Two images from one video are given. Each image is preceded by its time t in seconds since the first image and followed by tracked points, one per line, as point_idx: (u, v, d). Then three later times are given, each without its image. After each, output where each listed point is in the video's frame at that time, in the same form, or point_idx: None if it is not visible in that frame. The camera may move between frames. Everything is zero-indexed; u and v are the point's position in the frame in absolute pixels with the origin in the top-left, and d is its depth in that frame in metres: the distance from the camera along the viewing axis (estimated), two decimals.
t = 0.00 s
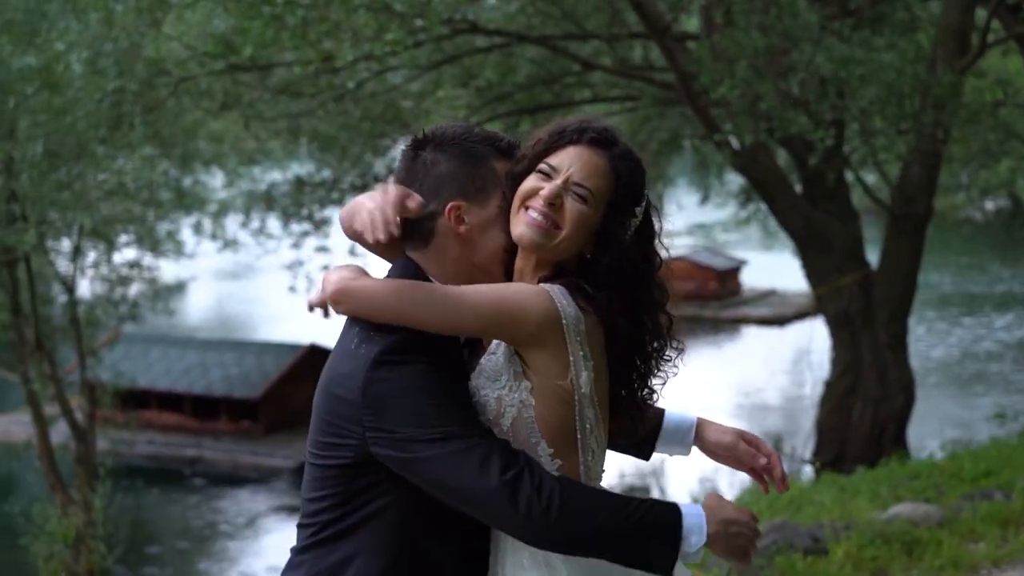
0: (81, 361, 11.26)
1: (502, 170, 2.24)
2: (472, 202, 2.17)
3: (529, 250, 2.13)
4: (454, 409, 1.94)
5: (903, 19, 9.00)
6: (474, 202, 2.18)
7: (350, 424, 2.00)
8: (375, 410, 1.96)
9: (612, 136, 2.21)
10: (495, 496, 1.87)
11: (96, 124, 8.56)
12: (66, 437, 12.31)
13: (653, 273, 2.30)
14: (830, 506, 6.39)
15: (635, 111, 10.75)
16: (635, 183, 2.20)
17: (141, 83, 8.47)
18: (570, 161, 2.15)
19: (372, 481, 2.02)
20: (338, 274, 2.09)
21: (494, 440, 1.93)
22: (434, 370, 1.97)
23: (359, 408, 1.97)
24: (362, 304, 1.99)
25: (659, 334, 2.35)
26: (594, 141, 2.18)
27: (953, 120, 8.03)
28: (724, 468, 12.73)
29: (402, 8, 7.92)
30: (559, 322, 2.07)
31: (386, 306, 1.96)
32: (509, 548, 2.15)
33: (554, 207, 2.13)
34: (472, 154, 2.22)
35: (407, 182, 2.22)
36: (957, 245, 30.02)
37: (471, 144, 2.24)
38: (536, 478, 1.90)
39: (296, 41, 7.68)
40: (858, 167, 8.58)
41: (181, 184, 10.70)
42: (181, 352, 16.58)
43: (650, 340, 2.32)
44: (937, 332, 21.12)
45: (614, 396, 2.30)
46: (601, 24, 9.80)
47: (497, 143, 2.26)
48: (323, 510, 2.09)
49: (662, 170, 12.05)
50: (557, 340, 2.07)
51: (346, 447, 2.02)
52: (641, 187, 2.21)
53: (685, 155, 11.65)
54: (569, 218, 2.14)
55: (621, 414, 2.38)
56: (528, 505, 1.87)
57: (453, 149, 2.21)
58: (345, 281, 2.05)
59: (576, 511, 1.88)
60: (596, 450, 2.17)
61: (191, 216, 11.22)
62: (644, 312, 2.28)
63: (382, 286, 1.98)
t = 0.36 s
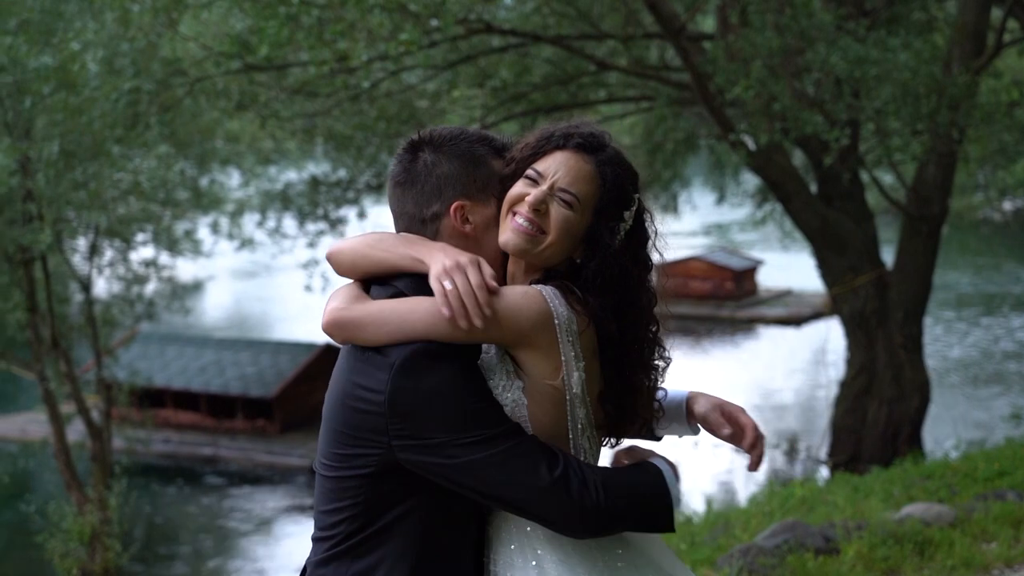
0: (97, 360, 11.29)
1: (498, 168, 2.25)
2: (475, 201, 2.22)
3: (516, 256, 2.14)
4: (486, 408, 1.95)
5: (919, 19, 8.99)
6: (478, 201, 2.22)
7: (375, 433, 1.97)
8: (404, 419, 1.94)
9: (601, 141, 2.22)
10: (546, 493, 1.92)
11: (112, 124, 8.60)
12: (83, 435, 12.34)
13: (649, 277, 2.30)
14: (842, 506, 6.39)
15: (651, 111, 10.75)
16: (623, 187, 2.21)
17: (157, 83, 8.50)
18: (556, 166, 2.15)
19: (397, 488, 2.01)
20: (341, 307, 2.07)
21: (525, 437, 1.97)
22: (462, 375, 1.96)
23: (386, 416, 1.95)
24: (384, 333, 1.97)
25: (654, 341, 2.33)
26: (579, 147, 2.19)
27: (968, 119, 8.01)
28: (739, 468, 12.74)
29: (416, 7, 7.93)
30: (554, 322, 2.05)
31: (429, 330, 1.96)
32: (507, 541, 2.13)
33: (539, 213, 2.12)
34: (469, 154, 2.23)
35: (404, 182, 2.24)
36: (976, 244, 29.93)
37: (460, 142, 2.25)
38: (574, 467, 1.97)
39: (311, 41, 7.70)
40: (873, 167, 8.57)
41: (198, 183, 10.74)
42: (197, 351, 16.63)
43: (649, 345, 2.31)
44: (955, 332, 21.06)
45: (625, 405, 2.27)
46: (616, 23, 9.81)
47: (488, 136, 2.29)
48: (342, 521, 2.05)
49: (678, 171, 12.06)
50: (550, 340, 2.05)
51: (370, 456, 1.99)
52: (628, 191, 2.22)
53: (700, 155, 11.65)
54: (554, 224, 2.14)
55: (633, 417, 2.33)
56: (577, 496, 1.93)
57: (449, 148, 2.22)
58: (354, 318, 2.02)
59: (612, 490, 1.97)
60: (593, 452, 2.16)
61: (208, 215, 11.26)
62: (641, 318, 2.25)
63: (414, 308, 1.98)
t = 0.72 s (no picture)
0: (114, 359, 11.32)
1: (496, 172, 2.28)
2: (477, 204, 2.25)
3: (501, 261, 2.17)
4: (493, 407, 2.00)
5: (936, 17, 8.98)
6: (479, 203, 2.26)
7: (380, 436, 2.00)
8: (411, 421, 1.98)
9: (595, 148, 2.24)
10: (557, 491, 2.01)
11: (128, 123, 8.62)
12: (100, 434, 12.37)
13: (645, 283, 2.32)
14: (855, 506, 6.38)
15: (667, 111, 10.75)
16: (613, 194, 2.23)
17: (173, 82, 8.52)
18: (544, 174, 2.17)
19: (402, 492, 2.04)
20: (342, 313, 2.09)
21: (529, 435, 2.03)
22: (468, 373, 1.99)
23: (393, 418, 1.99)
24: (392, 339, 2.00)
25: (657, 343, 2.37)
26: (569, 154, 2.21)
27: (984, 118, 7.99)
28: (755, 468, 12.73)
29: (432, 7, 7.93)
30: (560, 316, 2.09)
31: (446, 333, 1.99)
32: (504, 545, 2.13)
33: (525, 220, 2.15)
34: (469, 161, 2.26)
35: (403, 184, 2.25)
36: (996, 244, 29.83)
37: (460, 147, 2.28)
38: (576, 467, 2.06)
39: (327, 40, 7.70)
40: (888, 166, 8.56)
41: (216, 182, 10.77)
42: (214, 350, 16.66)
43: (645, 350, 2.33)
44: (973, 332, 21.00)
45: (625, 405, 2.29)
46: (632, 22, 9.81)
47: (489, 143, 2.31)
48: (346, 526, 2.08)
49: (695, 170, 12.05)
50: (555, 335, 2.09)
51: (376, 460, 2.02)
52: (619, 199, 2.24)
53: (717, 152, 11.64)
54: (540, 230, 2.17)
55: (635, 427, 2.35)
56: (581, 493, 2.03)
57: (450, 152, 2.26)
58: (354, 322, 2.03)
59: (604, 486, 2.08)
60: (588, 452, 2.18)
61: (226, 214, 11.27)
62: (642, 319, 2.30)
63: (423, 313, 2.01)
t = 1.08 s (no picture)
0: (134, 358, 11.35)
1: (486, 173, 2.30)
2: (470, 203, 2.29)
3: (481, 257, 2.21)
4: (492, 402, 2.05)
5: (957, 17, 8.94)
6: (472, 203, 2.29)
7: (383, 436, 2.04)
8: (412, 417, 2.02)
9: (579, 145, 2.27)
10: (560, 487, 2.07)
11: (148, 123, 8.64)
12: (120, 433, 12.40)
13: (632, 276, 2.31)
14: (871, 506, 6.37)
15: (686, 111, 10.74)
16: (594, 187, 2.23)
17: (192, 82, 8.54)
18: (521, 169, 2.21)
19: (407, 493, 2.09)
20: (338, 313, 2.13)
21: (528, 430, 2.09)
22: (465, 366, 2.04)
23: (395, 417, 2.03)
24: (388, 339, 2.04)
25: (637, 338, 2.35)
26: (547, 148, 2.24)
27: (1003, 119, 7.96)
28: (774, 469, 12.73)
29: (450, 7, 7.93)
30: (551, 309, 2.12)
31: (440, 328, 2.03)
32: (494, 542, 2.17)
33: (503, 212, 2.20)
34: (461, 161, 2.30)
35: (396, 183, 2.29)
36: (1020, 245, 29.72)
37: (452, 147, 2.32)
38: (574, 465, 2.12)
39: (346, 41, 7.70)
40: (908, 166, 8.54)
41: (236, 182, 10.79)
42: (234, 350, 16.70)
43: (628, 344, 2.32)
44: (996, 333, 20.94)
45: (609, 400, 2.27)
46: (651, 22, 9.80)
47: (481, 142, 2.35)
48: (352, 530, 2.13)
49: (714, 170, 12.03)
50: (545, 330, 2.11)
51: (378, 460, 2.07)
52: (600, 191, 2.24)
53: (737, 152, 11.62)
54: (518, 224, 2.21)
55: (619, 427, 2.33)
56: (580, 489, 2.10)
57: (443, 152, 2.31)
58: (349, 321, 2.09)
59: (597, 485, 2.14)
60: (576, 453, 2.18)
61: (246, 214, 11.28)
62: (629, 311, 2.28)
63: (416, 309, 2.05)
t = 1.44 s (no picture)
0: (156, 357, 11.38)
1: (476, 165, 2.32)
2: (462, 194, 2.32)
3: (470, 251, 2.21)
4: (488, 391, 2.04)
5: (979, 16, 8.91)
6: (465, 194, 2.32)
7: (380, 427, 2.04)
8: (407, 407, 2.01)
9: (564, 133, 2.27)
10: (559, 478, 2.06)
11: (170, 123, 8.66)
12: (142, 432, 12.44)
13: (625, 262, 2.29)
14: (891, 507, 6.36)
15: (707, 110, 10.74)
16: (579, 175, 2.22)
17: (214, 82, 8.55)
18: (505, 162, 2.20)
19: (407, 486, 2.08)
20: (331, 305, 2.15)
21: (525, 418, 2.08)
22: (460, 353, 2.03)
23: (391, 407, 2.02)
24: (382, 330, 2.04)
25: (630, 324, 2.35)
26: (529, 139, 2.24)
27: None
28: (795, 470, 12.71)
29: (471, 7, 7.92)
30: (543, 302, 2.10)
31: (431, 317, 2.03)
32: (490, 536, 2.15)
33: (490, 206, 2.20)
34: (452, 153, 2.34)
35: (387, 176, 2.34)
36: None
37: (445, 140, 2.37)
38: (572, 456, 2.10)
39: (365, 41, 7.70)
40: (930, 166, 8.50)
41: (258, 183, 10.82)
42: (255, 349, 16.75)
43: (621, 330, 2.31)
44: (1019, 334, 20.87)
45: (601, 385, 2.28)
46: (672, 23, 9.79)
47: (472, 134, 2.39)
48: (356, 525, 2.12)
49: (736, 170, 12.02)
50: (541, 322, 2.11)
51: (377, 453, 2.06)
52: (586, 179, 2.23)
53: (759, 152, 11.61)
54: (506, 217, 2.20)
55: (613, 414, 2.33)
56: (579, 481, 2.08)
57: (435, 146, 2.35)
58: (339, 312, 2.09)
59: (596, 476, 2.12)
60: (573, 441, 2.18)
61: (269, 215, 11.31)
62: (620, 297, 2.27)
63: (409, 301, 2.05)
